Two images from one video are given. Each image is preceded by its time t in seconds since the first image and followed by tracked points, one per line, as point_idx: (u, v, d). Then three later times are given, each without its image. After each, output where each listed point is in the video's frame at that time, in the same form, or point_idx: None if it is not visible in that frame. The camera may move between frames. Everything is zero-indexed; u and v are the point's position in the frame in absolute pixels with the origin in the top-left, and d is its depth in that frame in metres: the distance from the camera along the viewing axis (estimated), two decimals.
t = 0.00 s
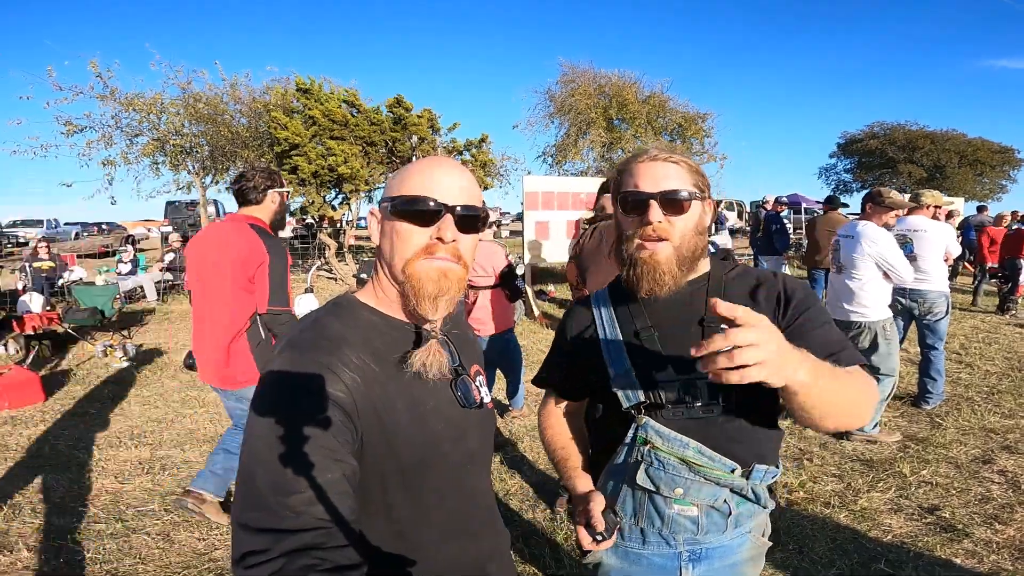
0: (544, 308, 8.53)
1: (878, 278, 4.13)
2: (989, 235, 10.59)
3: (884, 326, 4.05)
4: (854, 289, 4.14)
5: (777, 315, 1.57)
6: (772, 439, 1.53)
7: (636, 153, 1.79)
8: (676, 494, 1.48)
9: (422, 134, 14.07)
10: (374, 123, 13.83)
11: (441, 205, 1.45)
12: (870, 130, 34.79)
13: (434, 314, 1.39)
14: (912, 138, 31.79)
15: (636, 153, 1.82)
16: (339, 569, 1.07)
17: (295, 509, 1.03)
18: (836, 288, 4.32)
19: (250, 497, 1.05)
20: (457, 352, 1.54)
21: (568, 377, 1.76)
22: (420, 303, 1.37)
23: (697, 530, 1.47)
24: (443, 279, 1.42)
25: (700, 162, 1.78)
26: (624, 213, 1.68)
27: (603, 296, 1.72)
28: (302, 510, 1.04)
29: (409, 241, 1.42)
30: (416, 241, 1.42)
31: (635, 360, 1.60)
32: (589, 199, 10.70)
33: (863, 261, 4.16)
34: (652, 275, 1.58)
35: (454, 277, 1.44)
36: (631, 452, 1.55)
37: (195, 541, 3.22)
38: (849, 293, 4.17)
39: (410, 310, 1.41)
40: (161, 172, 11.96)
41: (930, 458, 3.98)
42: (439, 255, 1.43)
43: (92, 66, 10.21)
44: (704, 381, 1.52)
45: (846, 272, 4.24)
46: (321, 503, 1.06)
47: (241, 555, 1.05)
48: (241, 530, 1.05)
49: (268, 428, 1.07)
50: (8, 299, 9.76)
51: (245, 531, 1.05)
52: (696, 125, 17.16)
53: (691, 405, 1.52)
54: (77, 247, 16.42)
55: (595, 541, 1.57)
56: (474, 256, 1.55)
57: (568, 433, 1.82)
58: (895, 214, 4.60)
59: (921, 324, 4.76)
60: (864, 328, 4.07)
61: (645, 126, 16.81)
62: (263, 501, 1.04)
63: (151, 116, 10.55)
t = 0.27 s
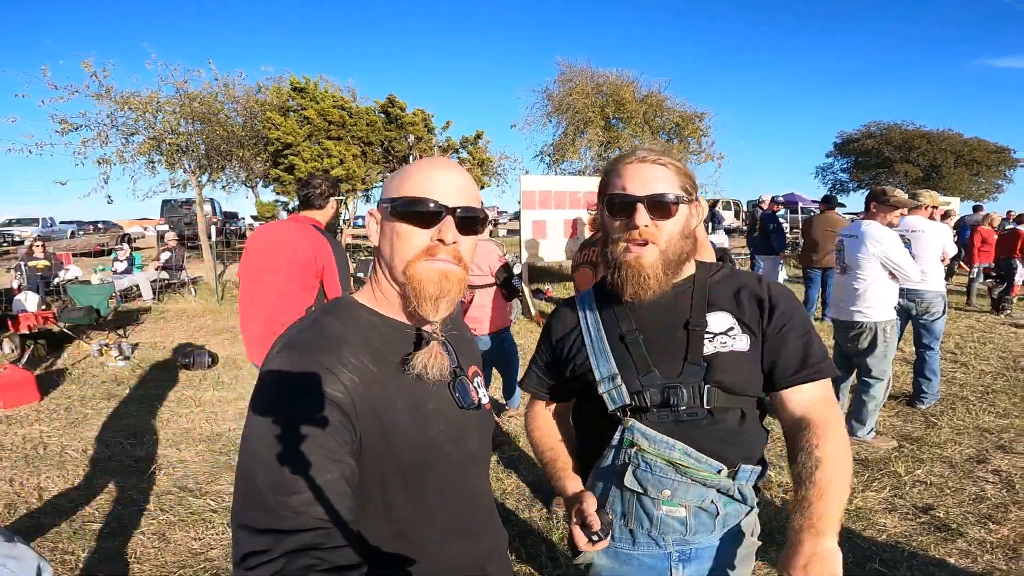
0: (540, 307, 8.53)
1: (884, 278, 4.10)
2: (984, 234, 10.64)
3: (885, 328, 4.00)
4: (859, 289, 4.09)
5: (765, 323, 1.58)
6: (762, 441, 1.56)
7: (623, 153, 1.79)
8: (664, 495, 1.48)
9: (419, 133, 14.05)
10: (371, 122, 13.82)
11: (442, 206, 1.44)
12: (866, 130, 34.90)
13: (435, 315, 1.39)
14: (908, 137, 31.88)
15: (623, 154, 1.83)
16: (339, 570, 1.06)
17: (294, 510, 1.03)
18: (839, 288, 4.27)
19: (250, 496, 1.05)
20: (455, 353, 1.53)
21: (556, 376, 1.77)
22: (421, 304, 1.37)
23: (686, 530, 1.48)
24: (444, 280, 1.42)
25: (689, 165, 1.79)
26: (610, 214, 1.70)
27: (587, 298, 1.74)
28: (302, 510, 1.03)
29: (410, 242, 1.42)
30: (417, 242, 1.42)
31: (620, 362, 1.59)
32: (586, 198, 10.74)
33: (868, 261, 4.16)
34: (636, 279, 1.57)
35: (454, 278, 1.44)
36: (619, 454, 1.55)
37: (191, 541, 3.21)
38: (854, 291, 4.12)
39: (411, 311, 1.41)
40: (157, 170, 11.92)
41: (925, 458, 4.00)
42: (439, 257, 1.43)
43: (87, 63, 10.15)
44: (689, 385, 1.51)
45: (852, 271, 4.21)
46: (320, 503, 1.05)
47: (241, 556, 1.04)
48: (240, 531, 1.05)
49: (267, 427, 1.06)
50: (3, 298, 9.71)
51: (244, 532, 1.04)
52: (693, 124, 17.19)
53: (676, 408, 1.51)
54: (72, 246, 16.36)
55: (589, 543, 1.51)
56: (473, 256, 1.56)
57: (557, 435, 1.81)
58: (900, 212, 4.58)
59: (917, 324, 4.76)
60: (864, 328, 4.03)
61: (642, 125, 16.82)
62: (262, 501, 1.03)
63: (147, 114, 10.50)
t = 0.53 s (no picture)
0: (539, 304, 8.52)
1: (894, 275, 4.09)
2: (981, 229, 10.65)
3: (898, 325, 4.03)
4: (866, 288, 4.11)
5: (764, 332, 1.60)
6: (761, 438, 1.59)
7: (624, 146, 1.78)
8: (652, 497, 1.49)
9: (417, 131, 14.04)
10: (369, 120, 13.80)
11: (440, 205, 1.44)
12: (864, 126, 34.92)
13: (434, 314, 1.39)
14: (906, 133, 31.88)
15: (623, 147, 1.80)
16: (338, 569, 1.06)
17: (292, 509, 1.03)
18: (849, 286, 4.28)
19: (247, 496, 1.04)
20: (454, 352, 1.53)
21: (548, 373, 1.77)
22: (419, 303, 1.36)
23: (673, 530, 1.49)
24: (442, 279, 1.42)
25: (691, 159, 1.77)
26: (608, 209, 1.69)
27: (583, 296, 1.72)
28: (300, 510, 1.03)
29: (409, 241, 1.42)
30: (416, 241, 1.42)
31: (612, 362, 1.60)
32: (585, 195, 10.73)
33: (872, 260, 4.17)
34: (631, 274, 1.57)
35: (453, 277, 1.45)
36: (608, 455, 1.56)
37: (190, 541, 3.21)
38: (863, 290, 4.13)
39: (409, 309, 1.41)
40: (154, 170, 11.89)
41: (923, 454, 4.01)
42: (438, 256, 1.43)
43: (83, 63, 10.12)
44: (680, 388, 1.52)
45: (860, 269, 4.22)
46: (318, 503, 1.05)
47: (238, 556, 1.04)
48: (236, 531, 1.04)
49: (264, 426, 1.06)
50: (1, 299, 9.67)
51: (240, 532, 1.04)
52: (691, 121, 17.17)
53: (667, 412, 1.51)
54: (70, 246, 16.31)
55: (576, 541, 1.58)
56: (472, 255, 1.56)
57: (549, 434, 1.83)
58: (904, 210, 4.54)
59: (916, 320, 4.76)
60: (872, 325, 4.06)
61: (640, 122, 16.81)
62: (260, 500, 1.03)
63: (144, 114, 10.46)
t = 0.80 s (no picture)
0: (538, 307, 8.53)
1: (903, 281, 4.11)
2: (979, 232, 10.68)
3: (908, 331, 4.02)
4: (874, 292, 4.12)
5: (768, 338, 1.63)
6: (757, 433, 1.62)
7: (640, 144, 1.77)
8: (661, 498, 1.49)
9: (417, 133, 14.07)
10: (368, 123, 13.83)
11: (442, 206, 1.45)
12: (862, 129, 35.01)
13: (435, 313, 1.40)
14: (904, 137, 31.97)
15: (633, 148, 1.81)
16: (339, 569, 1.06)
17: (293, 509, 1.03)
18: (856, 292, 4.30)
19: (248, 496, 1.05)
20: (454, 353, 1.54)
21: (548, 375, 1.77)
22: (422, 303, 1.37)
23: (682, 528, 1.50)
24: (444, 280, 1.43)
25: (707, 162, 1.77)
26: (620, 209, 1.68)
27: (584, 295, 1.72)
28: (300, 510, 1.04)
29: (411, 242, 1.42)
30: (418, 242, 1.42)
31: (618, 364, 1.59)
32: (585, 198, 10.73)
33: (879, 265, 4.18)
34: (641, 278, 1.57)
35: (455, 277, 1.45)
36: (614, 458, 1.55)
37: (189, 542, 3.21)
38: (871, 295, 4.15)
39: (412, 310, 1.41)
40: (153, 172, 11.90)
41: (921, 456, 4.02)
42: (440, 256, 1.44)
43: (82, 65, 10.14)
44: (688, 391, 1.53)
45: (868, 274, 4.23)
46: (318, 503, 1.05)
47: (239, 556, 1.05)
48: (237, 531, 1.05)
49: (265, 428, 1.07)
50: None
51: (241, 533, 1.05)
52: (690, 124, 17.21)
53: (675, 416, 1.52)
54: (69, 247, 16.30)
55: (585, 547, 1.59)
56: (472, 256, 1.56)
57: (551, 437, 1.80)
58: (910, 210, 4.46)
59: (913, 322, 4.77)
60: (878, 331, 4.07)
61: (639, 125, 16.85)
62: (260, 501, 1.03)
63: (143, 115, 10.48)
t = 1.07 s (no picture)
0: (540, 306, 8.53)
1: (909, 281, 4.08)
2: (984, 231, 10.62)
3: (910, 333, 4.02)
4: (882, 293, 4.09)
5: (773, 337, 1.62)
6: (766, 434, 1.62)
7: (644, 142, 1.76)
8: (664, 501, 1.49)
9: (419, 132, 14.08)
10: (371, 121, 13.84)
11: (441, 205, 1.45)
12: (867, 128, 34.87)
13: (435, 313, 1.39)
14: (909, 136, 31.82)
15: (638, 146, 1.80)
16: (339, 569, 1.06)
17: (292, 510, 1.03)
18: (861, 291, 4.28)
19: (247, 496, 1.04)
20: (453, 352, 1.54)
21: (551, 375, 1.76)
22: (420, 302, 1.37)
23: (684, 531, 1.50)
24: (443, 279, 1.43)
25: (711, 159, 1.76)
26: (624, 207, 1.68)
27: (587, 294, 1.71)
28: (300, 511, 1.03)
29: (410, 241, 1.42)
30: (417, 242, 1.42)
31: (622, 364, 1.59)
32: (587, 196, 10.76)
33: (891, 264, 4.14)
34: (645, 278, 1.56)
35: (453, 276, 1.45)
36: (616, 460, 1.55)
37: (191, 540, 3.21)
38: (877, 294, 4.13)
39: (411, 310, 1.41)
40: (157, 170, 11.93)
41: (924, 456, 4.00)
42: (439, 255, 1.43)
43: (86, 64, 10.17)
44: (692, 392, 1.53)
45: (874, 274, 4.22)
46: (319, 503, 1.05)
47: (238, 556, 1.04)
48: (236, 531, 1.05)
49: (266, 426, 1.07)
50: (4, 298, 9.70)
51: (240, 532, 1.04)
52: (693, 123, 17.16)
53: (679, 416, 1.52)
54: (73, 246, 16.36)
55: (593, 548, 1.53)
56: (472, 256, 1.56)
57: (554, 439, 1.78)
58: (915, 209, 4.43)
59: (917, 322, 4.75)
60: (885, 332, 4.05)
61: (642, 123, 16.81)
62: (260, 500, 1.03)
63: (147, 114, 10.50)
